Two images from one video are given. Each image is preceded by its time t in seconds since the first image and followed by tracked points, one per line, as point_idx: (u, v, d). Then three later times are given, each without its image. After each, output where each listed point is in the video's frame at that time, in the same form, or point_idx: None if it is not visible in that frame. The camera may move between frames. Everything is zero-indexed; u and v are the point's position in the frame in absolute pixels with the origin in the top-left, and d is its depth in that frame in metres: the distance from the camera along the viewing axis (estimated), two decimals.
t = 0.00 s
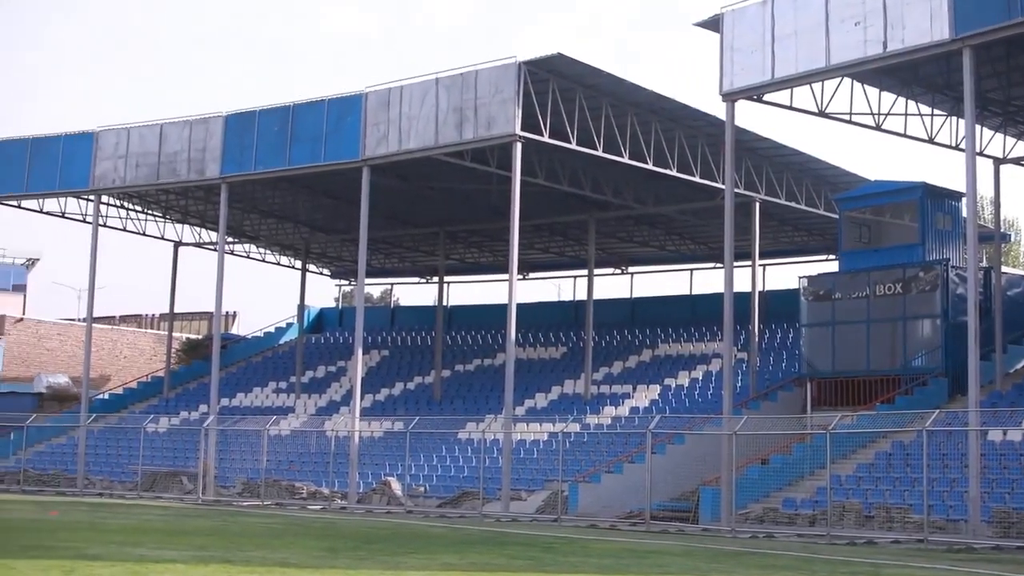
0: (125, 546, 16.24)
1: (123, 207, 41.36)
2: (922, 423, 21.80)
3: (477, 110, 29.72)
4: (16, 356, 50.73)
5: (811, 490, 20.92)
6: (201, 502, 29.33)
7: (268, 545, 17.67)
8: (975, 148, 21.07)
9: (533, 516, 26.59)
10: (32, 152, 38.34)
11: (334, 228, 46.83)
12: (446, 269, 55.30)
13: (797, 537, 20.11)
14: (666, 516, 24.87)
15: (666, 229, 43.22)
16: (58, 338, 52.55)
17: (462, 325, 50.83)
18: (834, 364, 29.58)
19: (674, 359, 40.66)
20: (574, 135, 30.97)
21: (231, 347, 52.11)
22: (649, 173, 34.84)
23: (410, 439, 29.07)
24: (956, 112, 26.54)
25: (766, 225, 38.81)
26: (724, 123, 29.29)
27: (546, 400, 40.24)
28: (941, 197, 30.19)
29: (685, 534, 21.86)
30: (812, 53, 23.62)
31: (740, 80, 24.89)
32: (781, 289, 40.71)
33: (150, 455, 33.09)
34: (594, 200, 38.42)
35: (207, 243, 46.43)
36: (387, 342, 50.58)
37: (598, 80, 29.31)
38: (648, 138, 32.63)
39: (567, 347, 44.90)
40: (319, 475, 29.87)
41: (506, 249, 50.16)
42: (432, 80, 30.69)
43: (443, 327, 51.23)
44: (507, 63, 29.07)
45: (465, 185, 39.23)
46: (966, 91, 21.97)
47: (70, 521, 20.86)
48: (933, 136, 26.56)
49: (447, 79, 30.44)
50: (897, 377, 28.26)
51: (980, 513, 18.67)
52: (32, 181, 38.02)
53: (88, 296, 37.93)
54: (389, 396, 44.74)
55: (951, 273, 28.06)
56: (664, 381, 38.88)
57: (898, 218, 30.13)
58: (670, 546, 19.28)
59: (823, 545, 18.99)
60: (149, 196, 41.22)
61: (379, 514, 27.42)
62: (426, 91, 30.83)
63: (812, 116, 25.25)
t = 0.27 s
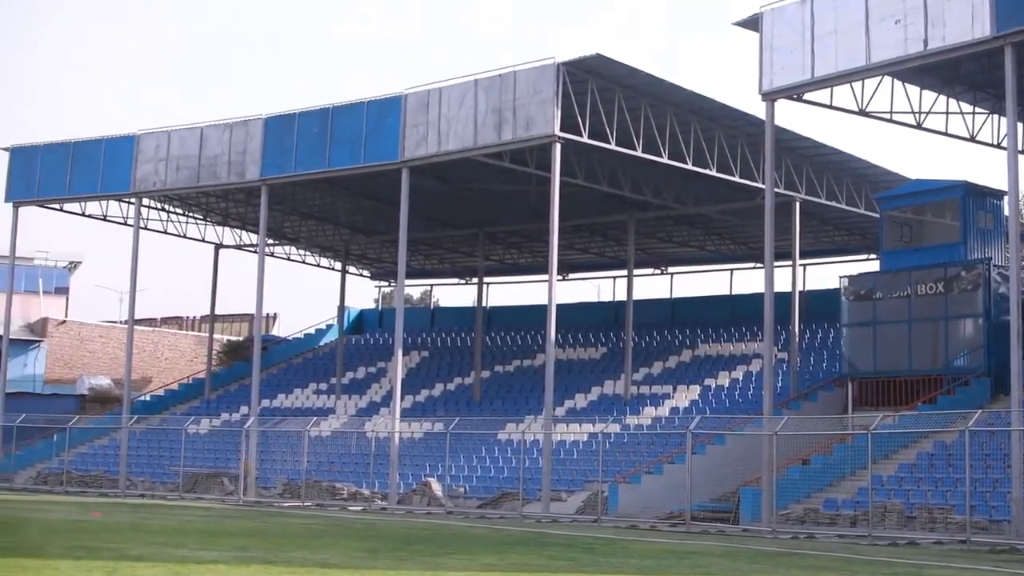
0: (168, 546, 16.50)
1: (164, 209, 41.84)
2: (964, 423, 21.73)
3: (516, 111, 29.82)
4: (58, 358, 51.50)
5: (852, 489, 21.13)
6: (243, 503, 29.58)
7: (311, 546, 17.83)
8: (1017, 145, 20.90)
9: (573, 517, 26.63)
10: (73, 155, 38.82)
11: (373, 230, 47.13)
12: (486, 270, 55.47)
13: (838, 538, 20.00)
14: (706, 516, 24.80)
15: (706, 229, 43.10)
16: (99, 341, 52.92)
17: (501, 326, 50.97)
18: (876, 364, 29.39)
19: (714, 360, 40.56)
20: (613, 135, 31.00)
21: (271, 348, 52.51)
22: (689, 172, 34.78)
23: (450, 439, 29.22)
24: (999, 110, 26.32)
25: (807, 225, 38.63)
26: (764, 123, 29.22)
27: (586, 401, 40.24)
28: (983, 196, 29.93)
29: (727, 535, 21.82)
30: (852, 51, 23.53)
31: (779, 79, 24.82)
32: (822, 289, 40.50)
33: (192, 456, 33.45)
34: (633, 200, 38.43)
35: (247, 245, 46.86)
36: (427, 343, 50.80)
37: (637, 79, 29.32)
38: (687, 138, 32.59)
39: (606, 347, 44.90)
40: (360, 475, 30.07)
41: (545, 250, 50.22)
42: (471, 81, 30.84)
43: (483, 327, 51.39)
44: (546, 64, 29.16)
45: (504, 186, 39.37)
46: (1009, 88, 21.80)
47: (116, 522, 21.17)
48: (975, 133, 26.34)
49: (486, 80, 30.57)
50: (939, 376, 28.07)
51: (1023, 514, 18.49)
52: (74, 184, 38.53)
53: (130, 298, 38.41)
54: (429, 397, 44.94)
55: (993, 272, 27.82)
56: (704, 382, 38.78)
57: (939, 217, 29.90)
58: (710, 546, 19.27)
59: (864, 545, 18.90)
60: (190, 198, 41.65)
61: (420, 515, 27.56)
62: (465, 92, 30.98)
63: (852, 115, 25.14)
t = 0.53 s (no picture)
0: (205, 547, 16.69)
1: (198, 211, 42.24)
2: (1000, 422, 21.62)
3: (549, 111, 29.90)
4: (95, 360, 51.79)
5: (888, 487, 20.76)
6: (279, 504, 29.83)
7: (347, 547, 18.00)
8: None
9: (607, 517, 26.68)
10: (109, 158, 39.36)
11: (407, 231, 47.37)
12: (519, 271, 55.59)
13: (874, 539, 19.94)
14: (740, 518, 24.65)
15: (741, 229, 43.02)
16: (135, 342, 53.64)
17: (535, 327, 51.06)
18: (911, 363, 29.11)
19: (748, 360, 40.46)
20: (646, 135, 31.02)
21: (305, 350, 52.83)
22: (722, 172, 34.74)
23: (485, 440, 29.34)
24: None
25: (842, 224, 38.48)
26: (798, 121, 29.13)
27: (621, 401, 40.24)
28: (1019, 194, 29.74)
29: (762, 535, 21.81)
30: (886, 50, 23.44)
31: (813, 78, 24.76)
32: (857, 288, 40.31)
33: (227, 457, 33.74)
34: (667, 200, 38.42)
35: (281, 247, 47.22)
36: (461, 343, 50.97)
37: (671, 80, 29.33)
38: (721, 138, 32.56)
39: (640, 348, 44.88)
40: (394, 476, 30.22)
41: (579, 250, 50.27)
42: (504, 82, 30.94)
43: (517, 328, 51.50)
44: (579, 64, 29.23)
45: (537, 187, 39.48)
46: None
47: (153, 523, 21.42)
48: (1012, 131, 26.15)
49: (519, 81, 30.68)
50: (976, 376, 27.93)
51: None
52: (110, 186, 39.11)
53: (165, 300, 38.81)
54: (463, 398, 45.10)
55: None
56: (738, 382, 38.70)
57: (975, 215, 29.73)
58: (745, 547, 19.27)
59: (901, 546, 18.85)
60: (224, 200, 42.02)
61: (455, 516, 27.70)
62: (497, 93, 31.09)
63: (887, 114, 25.03)
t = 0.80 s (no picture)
0: (240, 548, 16.85)
1: (232, 213, 42.61)
2: None
3: (582, 112, 29.97)
4: (130, 362, 52.30)
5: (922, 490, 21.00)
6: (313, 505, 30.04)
7: (382, 548, 18.13)
8: None
9: (641, 518, 26.70)
10: (143, 161, 39.83)
11: (440, 232, 47.57)
12: (552, 271, 55.69)
13: (908, 539, 19.81)
14: (774, 519, 24.62)
15: (774, 229, 42.89)
16: (169, 343, 54.12)
17: (568, 327, 51.11)
18: (947, 363, 28.99)
19: (782, 360, 40.33)
20: (679, 135, 31.01)
21: (339, 351, 53.12)
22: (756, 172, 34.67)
23: (518, 441, 29.45)
24: None
25: (876, 224, 38.30)
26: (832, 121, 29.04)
27: (654, 402, 40.21)
28: None
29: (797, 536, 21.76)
30: (920, 49, 23.35)
31: (847, 77, 24.69)
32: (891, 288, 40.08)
33: (261, 458, 34.02)
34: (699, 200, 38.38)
35: (314, 248, 47.54)
36: (494, 344, 51.11)
37: (704, 79, 29.31)
38: (754, 138, 32.49)
39: (674, 348, 44.84)
40: (428, 477, 30.37)
41: (611, 250, 50.28)
42: (536, 82, 31.04)
43: (550, 329, 51.58)
44: (612, 64, 29.28)
45: (570, 187, 39.58)
46: None
47: (188, 523, 21.67)
48: None
49: (552, 81, 30.77)
50: (1012, 376, 27.71)
51: None
52: (144, 189, 39.54)
53: (199, 302, 39.18)
54: (496, 399, 45.22)
55: None
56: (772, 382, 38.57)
57: (1010, 214, 29.52)
58: (780, 548, 19.24)
59: (936, 546, 18.75)
60: (258, 202, 42.37)
61: (488, 516, 27.82)
62: (530, 93, 31.19)
63: (921, 112, 24.91)
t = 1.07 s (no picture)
0: (274, 548, 17.04)
1: (265, 215, 42.96)
2: None
3: (614, 112, 30.03)
4: (165, 363, 52.88)
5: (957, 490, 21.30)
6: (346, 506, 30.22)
7: (415, 548, 18.28)
8: None
9: (674, 519, 26.73)
10: (177, 163, 40.24)
11: (472, 233, 47.76)
12: (585, 272, 55.76)
13: (943, 540, 19.72)
14: (808, 519, 24.58)
15: (808, 229, 42.78)
16: (203, 345, 54.67)
17: (601, 328, 51.15)
18: (982, 363, 28.83)
19: (816, 360, 40.18)
20: (712, 135, 31.00)
21: (371, 352, 53.40)
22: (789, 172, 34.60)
23: (551, 441, 29.55)
24: None
25: (910, 223, 38.11)
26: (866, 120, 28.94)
27: (687, 402, 40.17)
28: None
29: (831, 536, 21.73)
30: (954, 47, 23.26)
31: (880, 77, 24.60)
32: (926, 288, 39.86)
33: (294, 459, 34.29)
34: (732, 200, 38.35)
35: (347, 249, 47.85)
36: (527, 345, 51.22)
37: (736, 79, 29.30)
38: (787, 137, 32.43)
39: (707, 348, 44.77)
40: (461, 478, 30.52)
41: (644, 251, 50.27)
42: (569, 83, 31.14)
43: (583, 330, 51.63)
44: (644, 65, 29.33)
45: (602, 188, 39.66)
46: None
47: (223, 524, 21.90)
48: None
49: (584, 82, 30.86)
50: None
51: None
52: (178, 191, 39.95)
53: (233, 304, 39.54)
54: (529, 399, 45.32)
55: None
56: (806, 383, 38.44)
57: None
58: (813, 548, 19.22)
59: (971, 547, 18.67)
60: (291, 204, 42.71)
61: (521, 517, 27.92)
62: (562, 94, 31.28)
63: (955, 111, 24.80)
